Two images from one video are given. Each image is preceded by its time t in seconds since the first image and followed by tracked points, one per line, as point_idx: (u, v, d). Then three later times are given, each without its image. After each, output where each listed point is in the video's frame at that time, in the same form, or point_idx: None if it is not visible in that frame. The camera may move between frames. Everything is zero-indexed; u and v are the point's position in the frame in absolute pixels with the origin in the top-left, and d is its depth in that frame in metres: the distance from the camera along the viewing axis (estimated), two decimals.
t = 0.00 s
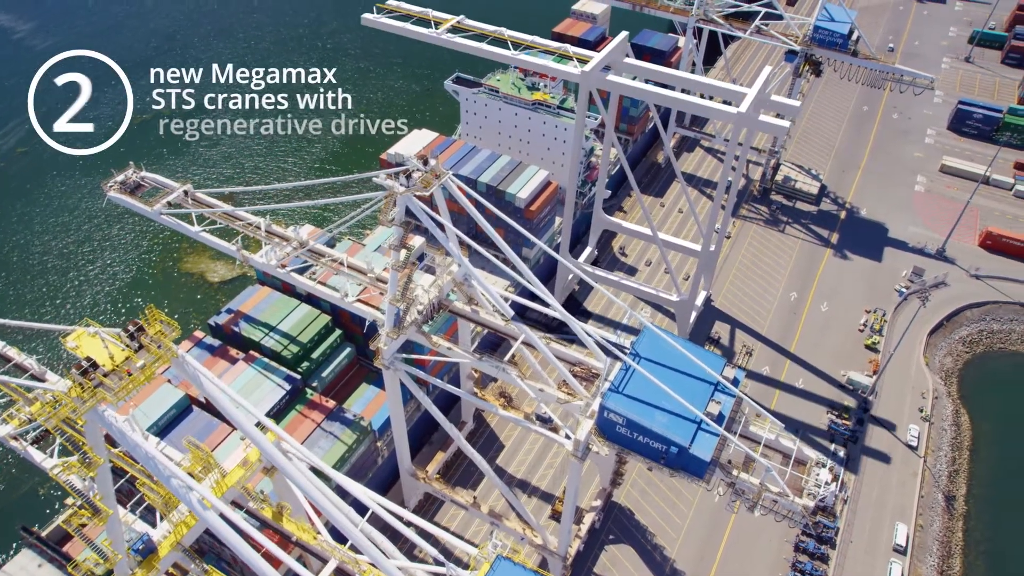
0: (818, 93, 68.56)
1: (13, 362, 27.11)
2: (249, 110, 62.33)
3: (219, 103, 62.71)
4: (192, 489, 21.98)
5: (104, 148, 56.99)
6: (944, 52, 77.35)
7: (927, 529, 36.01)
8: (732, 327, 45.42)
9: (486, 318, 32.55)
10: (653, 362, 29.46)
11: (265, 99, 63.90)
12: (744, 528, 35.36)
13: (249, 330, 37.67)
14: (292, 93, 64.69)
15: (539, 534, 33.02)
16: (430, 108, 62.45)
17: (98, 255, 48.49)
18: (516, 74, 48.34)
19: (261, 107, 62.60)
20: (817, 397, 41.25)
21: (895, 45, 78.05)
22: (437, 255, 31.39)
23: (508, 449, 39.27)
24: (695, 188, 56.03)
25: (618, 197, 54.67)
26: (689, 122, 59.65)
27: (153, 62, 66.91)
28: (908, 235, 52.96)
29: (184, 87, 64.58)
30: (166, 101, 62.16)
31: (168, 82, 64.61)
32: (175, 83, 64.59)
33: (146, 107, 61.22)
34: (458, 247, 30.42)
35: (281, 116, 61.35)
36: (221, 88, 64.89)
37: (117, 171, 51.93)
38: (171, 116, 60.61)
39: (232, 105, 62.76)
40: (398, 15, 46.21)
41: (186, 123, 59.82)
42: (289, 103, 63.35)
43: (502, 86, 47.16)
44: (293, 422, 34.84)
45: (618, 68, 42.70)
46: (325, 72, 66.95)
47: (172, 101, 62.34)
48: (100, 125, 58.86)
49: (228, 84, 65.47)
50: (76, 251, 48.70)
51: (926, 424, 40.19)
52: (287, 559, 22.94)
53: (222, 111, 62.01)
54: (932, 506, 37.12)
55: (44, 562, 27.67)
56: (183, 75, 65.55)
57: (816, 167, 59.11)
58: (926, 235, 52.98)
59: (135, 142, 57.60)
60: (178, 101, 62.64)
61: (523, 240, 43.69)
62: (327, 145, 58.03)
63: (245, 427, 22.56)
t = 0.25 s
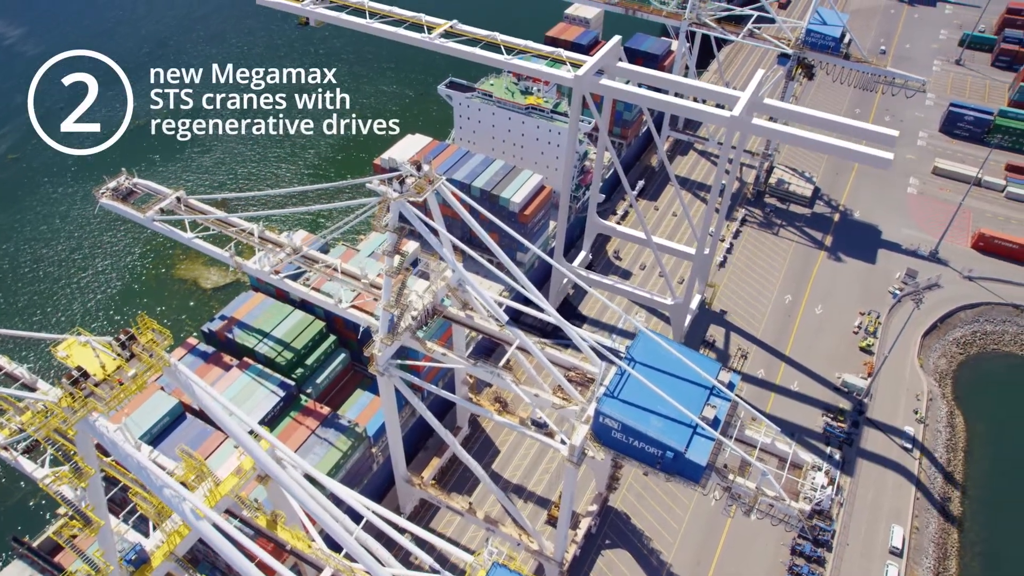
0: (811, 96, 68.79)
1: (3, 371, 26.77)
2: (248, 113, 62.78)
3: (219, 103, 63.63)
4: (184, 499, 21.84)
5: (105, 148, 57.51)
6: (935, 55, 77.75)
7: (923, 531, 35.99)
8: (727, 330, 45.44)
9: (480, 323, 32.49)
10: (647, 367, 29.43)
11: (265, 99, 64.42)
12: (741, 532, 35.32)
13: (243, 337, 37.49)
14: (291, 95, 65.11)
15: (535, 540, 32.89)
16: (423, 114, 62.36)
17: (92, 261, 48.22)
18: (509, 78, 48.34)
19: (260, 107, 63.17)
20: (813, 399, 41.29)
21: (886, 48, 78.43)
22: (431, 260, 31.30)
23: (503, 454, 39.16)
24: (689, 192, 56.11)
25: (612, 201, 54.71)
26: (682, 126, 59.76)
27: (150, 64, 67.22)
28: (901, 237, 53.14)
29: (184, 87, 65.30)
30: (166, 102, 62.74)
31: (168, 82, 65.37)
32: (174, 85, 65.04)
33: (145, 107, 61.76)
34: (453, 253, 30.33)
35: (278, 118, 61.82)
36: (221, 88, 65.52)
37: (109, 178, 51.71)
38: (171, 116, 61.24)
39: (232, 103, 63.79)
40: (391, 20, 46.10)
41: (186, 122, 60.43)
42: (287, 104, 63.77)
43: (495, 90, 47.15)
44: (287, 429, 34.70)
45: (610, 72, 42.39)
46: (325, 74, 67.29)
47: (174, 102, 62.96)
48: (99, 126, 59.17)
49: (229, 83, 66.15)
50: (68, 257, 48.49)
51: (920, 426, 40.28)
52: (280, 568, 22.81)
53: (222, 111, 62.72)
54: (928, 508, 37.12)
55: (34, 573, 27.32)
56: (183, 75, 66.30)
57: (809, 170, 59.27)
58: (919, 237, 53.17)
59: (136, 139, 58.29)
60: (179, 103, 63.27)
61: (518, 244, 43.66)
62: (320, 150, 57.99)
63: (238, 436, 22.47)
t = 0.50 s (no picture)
0: (804, 99, 69.03)
1: None
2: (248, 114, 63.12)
3: (220, 103, 63.99)
4: (178, 508, 21.66)
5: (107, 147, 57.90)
6: (926, 57, 78.14)
7: (919, 532, 35.99)
8: (722, 333, 45.44)
9: (475, 328, 32.41)
10: (643, 371, 29.36)
11: (265, 99, 64.97)
12: (738, 535, 35.26)
13: (237, 343, 37.28)
14: (291, 96, 65.46)
15: (532, 545, 32.77)
16: (417, 117, 62.30)
17: (85, 268, 47.96)
18: (503, 82, 48.27)
19: (260, 108, 63.61)
20: (809, 401, 41.30)
21: (878, 50, 78.77)
22: (425, 265, 31.18)
23: (499, 459, 39.05)
24: (684, 194, 56.17)
25: (607, 205, 54.73)
26: (676, 129, 59.86)
27: (147, 65, 67.54)
28: (895, 238, 53.28)
29: (184, 87, 65.69)
30: (166, 102, 63.01)
31: (168, 81, 65.68)
32: (175, 85, 65.35)
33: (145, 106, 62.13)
34: (447, 258, 30.24)
35: (277, 119, 62.23)
36: (221, 89, 65.84)
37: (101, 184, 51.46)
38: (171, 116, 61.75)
39: (232, 104, 64.15)
40: (384, 24, 46.03)
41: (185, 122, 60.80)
42: (287, 105, 64.27)
43: (489, 94, 47.10)
44: (282, 436, 34.51)
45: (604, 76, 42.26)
46: (325, 74, 67.58)
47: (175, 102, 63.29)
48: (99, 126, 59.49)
49: (229, 84, 66.46)
50: (61, 263, 48.23)
51: (916, 427, 40.33)
52: None
53: (222, 111, 63.06)
54: (924, 509, 37.12)
55: None
56: (183, 75, 66.76)
57: (803, 172, 59.40)
58: (913, 238, 53.32)
59: (138, 136, 58.96)
60: (179, 103, 63.52)
61: (512, 249, 43.62)
62: (315, 154, 57.89)
63: (232, 444, 22.32)
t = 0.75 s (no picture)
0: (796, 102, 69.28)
1: None
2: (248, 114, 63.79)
3: (220, 103, 64.81)
4: (170, 519, 21.50)
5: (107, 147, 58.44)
6: (917, 60, 78.57)
7: (916, 535, 35.96)
8: (717, 336, 45.43)
9: (470, 334, 32.32)
10: (638, 375, 29.29)
11: (265, 100, 65.76)
12: (734, 539, 35.20)
13: (231, 350, 37.10)
14: (291, 96, 66.21)
15: (528, 551, 32.61)
16: (412, 122, 62.28)
17: (78, 276, 47.71)
18: (496, 87, 48.21)
19: (261, 108, 64.40)
20: (804, 404, 41.30)
21: (870, 53, 79.13)
22: (420, 271, 31.08)
23: (495, 465, 38.92)
24: (678, 198, 56.25)
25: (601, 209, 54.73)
26: (670, 132, 59.97)
27: (147, 65, 68.38)
28: (888, 240, 53.45)
29: (184, 87, 66.49)
30: (166, 102, 63.95)
31: (168, 81, 66.57)
32: (175, 85, 66.25)
33: (146, 106, 62.97)
34: (441, 263, 30.11)
35: (277, 119, 63.00)
36: (222, 89, 66.52)
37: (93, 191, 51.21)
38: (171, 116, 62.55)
39: (232, 104, 64.85)
40: (377, 29, 45.98)
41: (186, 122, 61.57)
42: (287, 105, 65.16)
43: (483, 99, 47.08)
44: (277, 443, 34.31)
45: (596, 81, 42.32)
46: (325, 74, 68.34)
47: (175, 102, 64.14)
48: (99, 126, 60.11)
49: (229, 84, 67.15)
50: (53, 271, 47.98)
51: (911, 429, 40.38)
52: None
53: (223, 111, 63.79)
54: (920, 511, 37.10)
55: None
56: (183, 75, 67.48)
57: (797, 175, 59.54)
58: (906, 240, 53.49)
59: (138, 136, 59.66)
60: (179, 103, 64.36)
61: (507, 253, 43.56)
62: (309, 160, 57.82)
63: (225, 453, 22.18)
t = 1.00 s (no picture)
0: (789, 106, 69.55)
1: None
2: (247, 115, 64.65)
3: (220, 103, 65.74)
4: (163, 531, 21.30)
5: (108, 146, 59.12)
6: (909, 64, 79.01)
7: (912, 538, 35.92)
8: (713, 341, 45.44)
9: (465, 340, 32.24)
10: (634, 382, 29.18)
11: (265, 99, 66.61)
12: (731, 544, 35.14)
13: (224, 357, 36.89)
14: (291, 96, 67.08)
15: (525, 557, 32.47)
16: (406, 128, 62.30)
17: (70, 284, 47.46)
18: (490, 92, 48.21)
19: (260, 108, 65.24)
20: (800, 407, 41.30)
21: (861, 57, 79.52)
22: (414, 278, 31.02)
23: (491, 471, 38.81)
24: (672, 202, 56.34)
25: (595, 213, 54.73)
26: (663, 137, 60.09)
27: (148, 64, 69.17)
28: (882, 243, 53.62)
29: (184, 87, 67.34)
30: (166, 102, 64.56)
31: (168, 81, 67.38)
32: (175, 85, 67.00)
33: (146, 106, 63.71)
34: (435, 270, 29.98)
35: (277, 120, 63.74)
36: (222, 89, 67.42)
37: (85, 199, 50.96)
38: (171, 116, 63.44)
39: (232, 104, 65.72)
40: (369, 36, 45.93)
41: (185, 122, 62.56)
42: (287, 105, 65.85)
43: (476, 105, 47.11)
44: (271, 451, 34.08)
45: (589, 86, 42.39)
46: (325, 75, 69.18)
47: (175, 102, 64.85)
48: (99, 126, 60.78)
49: (229, 84, 68.01)
50: (44, 280, 47.69)
51: (906, 431, 40.41)
52: None
53: (223, 112, 64.78)
54: (916, 515, 37.08)
55: None
56: (183, 75, 68.36)
57: (790, 179, 59.68)
58: (900, 243, 53.65)
59: (138, 135, 60.40)
60: (179, 103, 65.14)
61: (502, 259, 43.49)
62: (302, 166, 57.71)
63: (218, 463, 22.02)
